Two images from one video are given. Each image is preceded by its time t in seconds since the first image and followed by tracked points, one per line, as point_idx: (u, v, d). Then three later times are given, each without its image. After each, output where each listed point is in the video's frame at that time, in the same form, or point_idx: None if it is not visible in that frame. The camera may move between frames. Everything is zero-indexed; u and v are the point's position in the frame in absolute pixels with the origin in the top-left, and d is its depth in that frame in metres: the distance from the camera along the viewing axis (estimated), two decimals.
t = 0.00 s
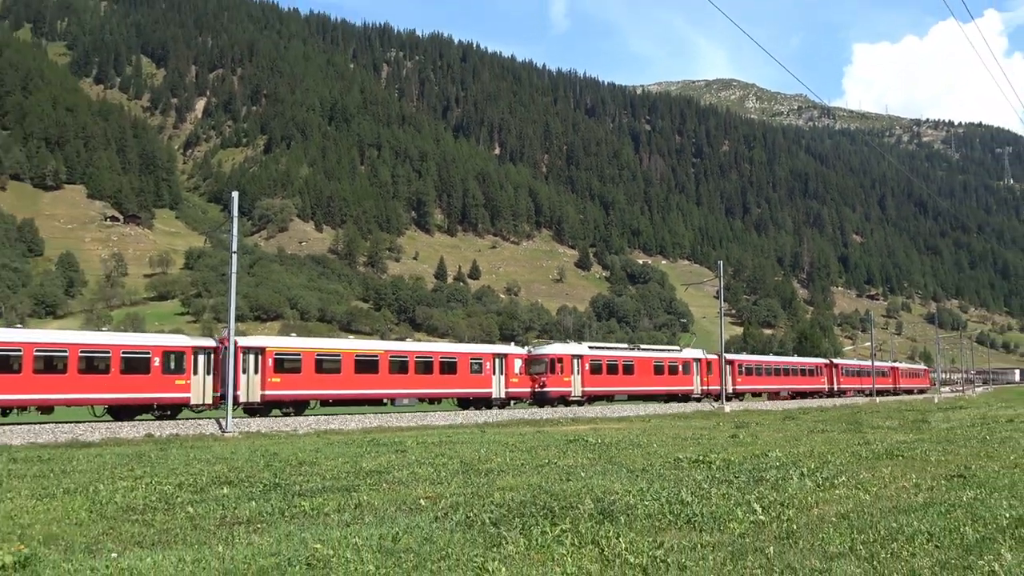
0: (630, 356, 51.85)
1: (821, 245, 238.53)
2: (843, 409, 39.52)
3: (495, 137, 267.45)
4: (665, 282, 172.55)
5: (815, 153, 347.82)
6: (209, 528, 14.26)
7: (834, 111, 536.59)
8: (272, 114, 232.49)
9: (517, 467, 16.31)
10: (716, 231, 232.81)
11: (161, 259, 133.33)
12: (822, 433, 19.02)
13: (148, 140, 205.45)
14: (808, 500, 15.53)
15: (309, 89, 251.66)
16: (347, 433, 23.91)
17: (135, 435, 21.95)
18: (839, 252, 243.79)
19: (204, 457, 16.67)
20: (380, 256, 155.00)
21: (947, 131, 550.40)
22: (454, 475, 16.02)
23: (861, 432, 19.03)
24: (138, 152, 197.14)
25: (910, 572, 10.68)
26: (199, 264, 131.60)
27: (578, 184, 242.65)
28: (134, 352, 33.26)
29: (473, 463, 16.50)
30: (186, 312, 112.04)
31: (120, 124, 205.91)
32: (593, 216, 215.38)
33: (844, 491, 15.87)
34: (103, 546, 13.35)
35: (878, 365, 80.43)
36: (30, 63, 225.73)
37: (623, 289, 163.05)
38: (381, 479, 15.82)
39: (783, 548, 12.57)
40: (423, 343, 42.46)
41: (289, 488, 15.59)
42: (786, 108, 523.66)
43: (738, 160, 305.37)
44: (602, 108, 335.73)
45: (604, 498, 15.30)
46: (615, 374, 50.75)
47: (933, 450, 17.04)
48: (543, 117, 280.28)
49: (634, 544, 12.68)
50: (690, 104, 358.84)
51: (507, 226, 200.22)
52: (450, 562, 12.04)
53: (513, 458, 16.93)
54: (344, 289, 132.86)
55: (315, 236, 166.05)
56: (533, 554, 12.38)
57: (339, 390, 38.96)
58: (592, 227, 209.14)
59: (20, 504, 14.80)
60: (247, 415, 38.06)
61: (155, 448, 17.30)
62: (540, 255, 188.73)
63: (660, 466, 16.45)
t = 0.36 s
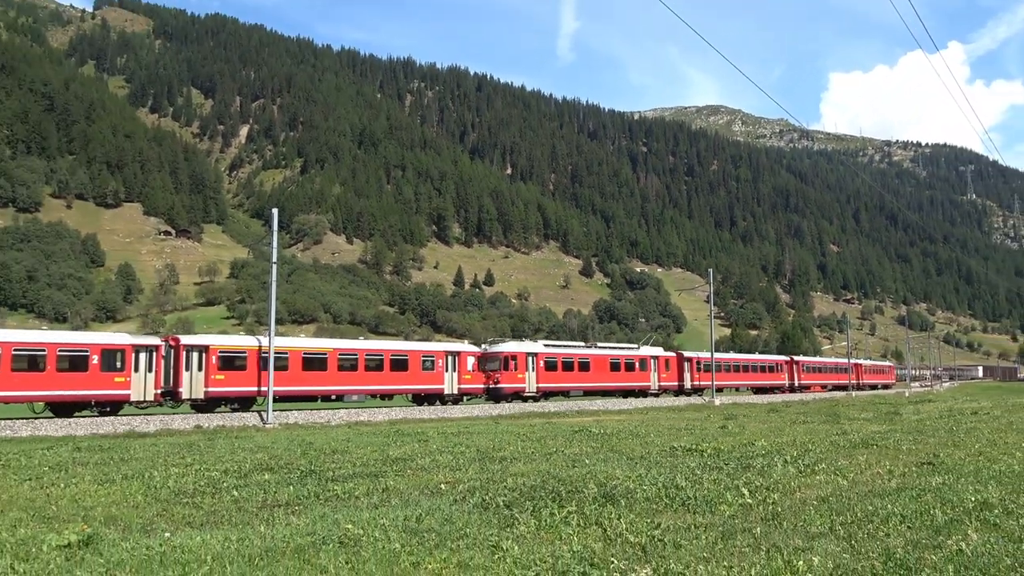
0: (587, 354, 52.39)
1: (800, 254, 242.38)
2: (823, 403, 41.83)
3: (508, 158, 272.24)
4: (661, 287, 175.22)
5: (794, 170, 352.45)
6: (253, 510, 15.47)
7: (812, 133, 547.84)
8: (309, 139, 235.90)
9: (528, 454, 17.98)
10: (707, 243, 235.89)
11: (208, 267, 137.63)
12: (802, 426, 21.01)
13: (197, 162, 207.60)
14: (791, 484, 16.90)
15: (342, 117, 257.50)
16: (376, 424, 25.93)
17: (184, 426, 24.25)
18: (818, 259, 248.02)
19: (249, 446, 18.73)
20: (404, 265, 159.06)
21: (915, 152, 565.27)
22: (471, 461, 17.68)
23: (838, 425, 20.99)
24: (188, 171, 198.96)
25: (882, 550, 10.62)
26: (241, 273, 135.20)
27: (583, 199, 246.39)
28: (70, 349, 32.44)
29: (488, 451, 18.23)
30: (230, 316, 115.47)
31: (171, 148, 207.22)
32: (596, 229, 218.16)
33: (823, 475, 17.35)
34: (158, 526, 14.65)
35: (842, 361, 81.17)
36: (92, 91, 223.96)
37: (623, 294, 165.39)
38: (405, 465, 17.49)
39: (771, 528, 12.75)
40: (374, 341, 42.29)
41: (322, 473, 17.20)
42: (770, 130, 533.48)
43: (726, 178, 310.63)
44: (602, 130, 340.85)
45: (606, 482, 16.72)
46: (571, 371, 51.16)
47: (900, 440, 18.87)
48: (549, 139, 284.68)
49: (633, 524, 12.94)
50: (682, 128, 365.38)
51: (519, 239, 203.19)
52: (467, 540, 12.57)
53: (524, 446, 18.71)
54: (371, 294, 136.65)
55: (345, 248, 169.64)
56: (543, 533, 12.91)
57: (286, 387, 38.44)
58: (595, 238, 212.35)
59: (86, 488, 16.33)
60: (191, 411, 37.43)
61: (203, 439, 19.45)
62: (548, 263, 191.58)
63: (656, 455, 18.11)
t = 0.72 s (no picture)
0: (549, 355, 51.35)
1: (799, 261, 243.51)
2: (821, 400, 42.89)
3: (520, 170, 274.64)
4: (666, 292, 176.16)
5: (791, 181, 354.20)
6: (281, 503, 15.55)
7: (808, 145, 552.38)
8: (334, 153, 239.20)
9: (540, 452, 18.60)
10: (711, 250, 236.86)
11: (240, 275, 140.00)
12: (799, 424, 21.99)
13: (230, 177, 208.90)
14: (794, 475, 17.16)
15: (363, 133, 261.22)
16: (395, 422, 27.02)
17: (217, 424, 25.68)
18: (816, 265, 249.30)
19: (277, 442, 19.96)
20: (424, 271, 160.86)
21: (908, 163, 570.02)
22: (486, 457, 18.36)
23: (836, 423, 21.90)
24: (220, 185, 200.72)
25: (879, 543, 10.64)
26: (271, 280, 137.29)
27: (592, 209, 248.01)
28: None
29: (502, 449, 19.03)
30: (261, 320, 117.75)
31: (205, 163, 209.75)
32: (603, 237, 219.38)
33: (821, 468, 17.78)
34: (192, 519, 14.54)
35: (823, 362, 79.79)
36: (131, 111, 226.79)
37: (631, 299, 166.23)
38: (423, 461, 18.21)
39: (773, 521, 12.57)
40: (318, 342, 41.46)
41: (344, 468, 17.86)
42: (768, 143, 536.08)
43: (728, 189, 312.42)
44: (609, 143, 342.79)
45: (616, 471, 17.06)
46: (532, 372, 50.18)
47: (893, 438, 19.75)
48: (560, 155, 287.20)
49: (642, 518, 13.14)
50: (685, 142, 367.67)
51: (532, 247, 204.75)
52: (484, 532, 12.63)
53: (536, 445, 19.56)
54: (394, 300, 138.92)
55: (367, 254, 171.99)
56: (555, 526, 12.89)
57: (221, 389, 37.34)
58: (603, 246, 214.21)
59: (124, 483, 16.71)
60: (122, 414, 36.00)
61: (235, 437, 20.73)
62: (560, 270, 192.84)
63: (664, 450, 18.69)
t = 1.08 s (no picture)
0: (513, 358, 47.31)
1: (819, 264, 241.97)
2: (837, 409, 42.65)
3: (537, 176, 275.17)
4: (684, 297, 175.62)
5: (810, 185, 352.18)
6: (301, 508, 15.60)
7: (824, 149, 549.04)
8: (352, 160, 241.23)
9: (560, 457, 18.54)
10: (728, 254, 236.05)
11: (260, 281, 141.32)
12: (820, 430, 21.87)
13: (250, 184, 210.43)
14: (815, 481, 16.94)
15: (381, 139, 262.84)
16: (416, 428, 27.13)
17: (237, 429, 25.86)
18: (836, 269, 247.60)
19: (297, 447, 20.16)
20: (441, 276, 161.63)
21: (927, 166, 564.08)
22: (505, 462, 18.33)
23: (857, 429, 21.81)
24: (240, 193, 202.10)
25: (903, 549, 10.53)
26: (290, 286, 138.41)
27: (608, 214, 247.98)
28: None
29: (520, 454, 19.04)
30: (280, 326, 118.75)
31: (225, 170, 211.90)
32: (620, 242, 219.28)
33: (842, 473, 17.58)
34: (214, 523, 14.67)
35: (825, 366, 75.75)
36: (152, 119, 229.98)
37: (648, 303, 165.99)
38: (443, 466, 18.26)
39: (794, 527, 12.51)
40: (251, 345, 37.34)
41: (364, 473, 17.92)
42: (786, 147, 533.36)
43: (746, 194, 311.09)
44: (625, 148, 342.74)
45: (633, 477, 16.90)
46: (494, 377, 46.23)
47: (916, 443, 19.56)
48: (576, 159, 287.34)
49: (661, 522, 13.11)
50: (703, 145, 366.70)
51: (548, 252, 205.03)
52: (504, 537, 12.61)
53: (555, 449, 19.58)
54: (412, 306, 139.72)
55: (385, 261, 173.01)
56: (575, 531, 12.87)
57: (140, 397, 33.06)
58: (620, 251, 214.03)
59: (147, 489, 16.84)
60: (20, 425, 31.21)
61: (254, 441, 20.95)
62: (576, 275, 193.00)
63: (683, 456, 18.58)
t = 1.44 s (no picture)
0: (476, 361, 43.47)
1: (845, 267, 239.32)
2: (872, 412, 41.75)
3: (559, 180, 274.98)
4: (709, 301, 174.44)
5: (837, 186, 347.76)
6: (328, 514, 15.66)
7: (851, 148, 542.40)
8: (375, 167, 242.85)
9: (585, 463, 18.39)
10: (753, 257, 234.32)
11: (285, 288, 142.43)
12: (850, 435, 21.57)
13: (275, 191, 212.44)
14: (844, 487, 16.65)
15: (404, 146, 264.27)
16: (442, 433, 27.10)
17: (264, 435, 26.01)
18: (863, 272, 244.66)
19: (323, 453, 20.25)
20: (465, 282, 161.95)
21: (956, 166, 555.56)
22: (530, 468, 18.25)
23: (887, 434, 21.51)
24: (266, 201, 203.90)
25: (936, 557, 10.35)
26: (315, 293, 139.45)
27: (631, 219, 247.14)
28: None
29: (545, 460, 18.97)
30: (306, 332, 119.53)
31: (251, 179, 214.06)
32: (644, 246, 218.35)
33: (873, 480, 17.25)
34: (243, 528, 14.78)
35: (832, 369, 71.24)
36: (179, 128, 232.98)
37: (672, 307, 165.13)
38: (468, 472, 18.21)
39: (824, 534, 12.34)
40: (179, 349, 33.79)
41: (390, 479, 17.89)
42: (811, 149, 528.21)
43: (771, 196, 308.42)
44: (648, 152, 341.66)
45: (660, 484, 16.67)
46: (455, 383, 42.36)
47: (948, 449, 19.21)
48: (599, 163, 286.79)
49: (689, 529, 12.97)
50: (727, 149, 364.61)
51: (571, 256, 204.68)
52: (530, 543, 12.56)
53: (580, 455, 19.48)
54: (436, 311, 140.18)
55: (409, 267, 173.67)
56: (601, 538, 12.79)
57: (47, 407, 29.71)
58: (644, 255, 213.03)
59: (175, 494, 17.02)
60: None
61: (282, 447, 21.12)
62: (600, 280, 192.53)
63: (710, 462, 18.38)
